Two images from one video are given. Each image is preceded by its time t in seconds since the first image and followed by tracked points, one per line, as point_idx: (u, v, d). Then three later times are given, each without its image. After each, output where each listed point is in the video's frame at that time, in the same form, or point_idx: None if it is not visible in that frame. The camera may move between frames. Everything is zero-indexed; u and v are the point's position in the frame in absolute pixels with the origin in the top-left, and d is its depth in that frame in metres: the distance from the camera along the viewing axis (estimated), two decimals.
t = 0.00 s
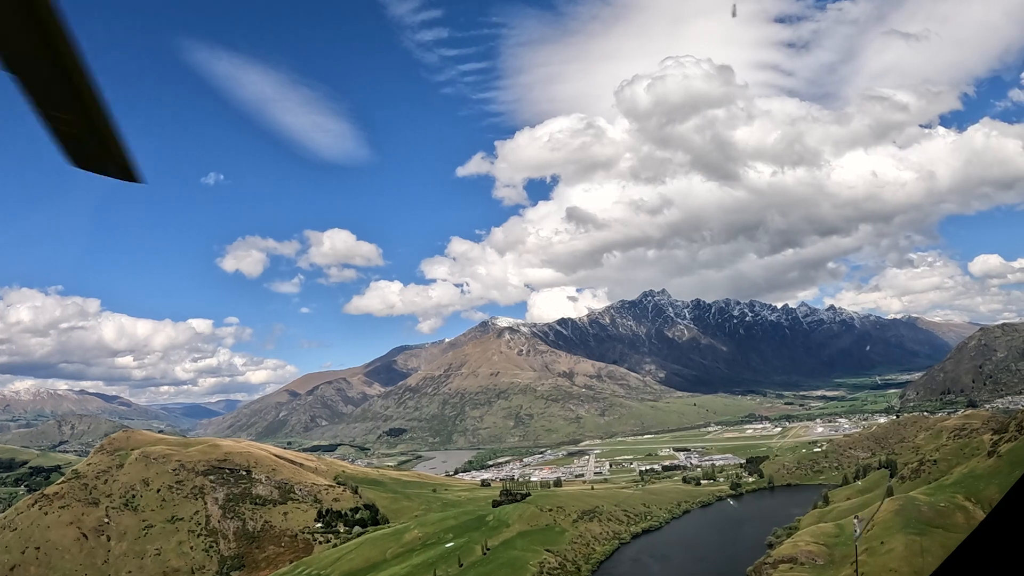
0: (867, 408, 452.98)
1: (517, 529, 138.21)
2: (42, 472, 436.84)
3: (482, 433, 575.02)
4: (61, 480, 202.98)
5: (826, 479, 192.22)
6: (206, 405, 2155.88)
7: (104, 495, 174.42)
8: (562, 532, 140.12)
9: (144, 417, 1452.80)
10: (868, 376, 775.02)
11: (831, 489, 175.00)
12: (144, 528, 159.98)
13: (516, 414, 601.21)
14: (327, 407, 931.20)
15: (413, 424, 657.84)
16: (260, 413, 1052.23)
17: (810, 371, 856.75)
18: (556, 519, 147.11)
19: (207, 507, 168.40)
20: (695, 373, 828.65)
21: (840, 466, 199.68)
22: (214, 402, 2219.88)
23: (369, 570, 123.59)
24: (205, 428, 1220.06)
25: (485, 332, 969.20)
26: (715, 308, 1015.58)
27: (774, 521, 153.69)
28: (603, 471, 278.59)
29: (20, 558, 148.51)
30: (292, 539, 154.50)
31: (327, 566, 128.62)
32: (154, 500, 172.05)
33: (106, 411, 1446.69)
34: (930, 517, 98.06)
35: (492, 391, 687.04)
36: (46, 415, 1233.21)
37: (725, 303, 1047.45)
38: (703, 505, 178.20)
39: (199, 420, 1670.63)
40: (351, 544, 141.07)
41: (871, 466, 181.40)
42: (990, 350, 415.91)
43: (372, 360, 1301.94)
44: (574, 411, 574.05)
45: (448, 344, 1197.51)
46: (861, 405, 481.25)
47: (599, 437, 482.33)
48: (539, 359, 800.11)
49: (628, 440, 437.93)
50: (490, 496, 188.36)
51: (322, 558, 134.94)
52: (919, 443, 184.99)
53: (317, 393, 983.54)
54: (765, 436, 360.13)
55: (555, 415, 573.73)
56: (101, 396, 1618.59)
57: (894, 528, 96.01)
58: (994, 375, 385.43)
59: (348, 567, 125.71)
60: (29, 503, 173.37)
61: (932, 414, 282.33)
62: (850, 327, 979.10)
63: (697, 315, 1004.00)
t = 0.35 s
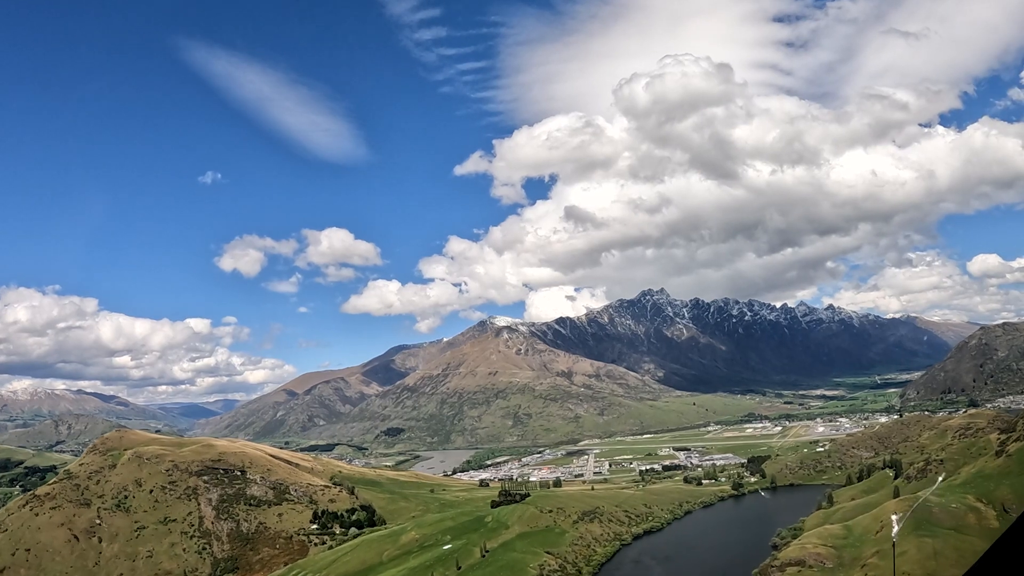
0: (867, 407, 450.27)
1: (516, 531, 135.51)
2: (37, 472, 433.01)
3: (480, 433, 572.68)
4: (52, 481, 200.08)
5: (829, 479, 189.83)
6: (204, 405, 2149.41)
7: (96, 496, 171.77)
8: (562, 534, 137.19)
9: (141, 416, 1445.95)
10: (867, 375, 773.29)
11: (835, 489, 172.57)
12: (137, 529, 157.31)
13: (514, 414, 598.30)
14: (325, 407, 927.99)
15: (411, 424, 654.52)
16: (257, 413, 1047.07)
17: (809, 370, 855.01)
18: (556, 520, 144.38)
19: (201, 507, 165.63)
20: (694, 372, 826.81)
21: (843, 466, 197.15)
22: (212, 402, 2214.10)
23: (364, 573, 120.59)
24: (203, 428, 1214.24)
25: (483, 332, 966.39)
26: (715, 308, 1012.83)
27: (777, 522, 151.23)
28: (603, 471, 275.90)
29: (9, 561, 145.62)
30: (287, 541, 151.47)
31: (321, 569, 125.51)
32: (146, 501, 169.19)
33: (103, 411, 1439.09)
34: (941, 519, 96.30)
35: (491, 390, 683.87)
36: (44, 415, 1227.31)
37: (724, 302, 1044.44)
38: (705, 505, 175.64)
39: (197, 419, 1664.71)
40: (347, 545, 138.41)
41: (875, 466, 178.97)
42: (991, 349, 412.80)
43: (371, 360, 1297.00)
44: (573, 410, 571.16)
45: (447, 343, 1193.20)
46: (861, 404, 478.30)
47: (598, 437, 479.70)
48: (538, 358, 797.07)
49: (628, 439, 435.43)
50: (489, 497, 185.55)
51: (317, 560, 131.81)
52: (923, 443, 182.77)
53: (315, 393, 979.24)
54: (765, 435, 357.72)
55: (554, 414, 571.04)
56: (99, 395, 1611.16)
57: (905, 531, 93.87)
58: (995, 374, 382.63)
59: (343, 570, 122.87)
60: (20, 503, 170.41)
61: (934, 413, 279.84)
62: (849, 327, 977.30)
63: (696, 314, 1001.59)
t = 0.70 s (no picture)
0: (868, 407, 447.77)
1: (515, 532, 132.85)
2: (33, 471, 429.60)
3: (479, 432, 569.77)
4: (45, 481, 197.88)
5: (832, 479, 187.38)
6: (203, 404, 2145.01)
7: (88, 496, 169.21)
8: (562, 535, 134.44)
9: (140, 416, 1440.71)
10: (866, 375, 771.26)
11: (839, 489, 170.04)
12: (129, 530, 154.80)
13: (513, 413, 595.79)
14: (323, 407, 923.87)
15: (410, 423, 651.87)
16: (256, 412, 1043.41)
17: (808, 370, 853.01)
18: (556, 521, 141.77)
19: (194, 508, 162.97)
20: (693, 371, 825.00)
21: (846, 466, 194.77)
22: (212, 402, 2209.93)
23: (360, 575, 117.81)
24: (202, 427, 1209.91)
25: (481, 331, 963.16)
26: (714, 307, 1010.49)
27: (781, 523, 148.92)
28: (603, 471, 273.36)
29: None
30: (282, 542, 148.57)
31: (317, 571, 122.82)
32: (139, 501, 166.57)
33: (102, 410, 1434.70)
34: (954, 522, 94.81)
35: (490, 390, 681.18)
36: (43, 414, 1222.74)
37: (723, 302, 1042.22)
38: (707, 506, 173.19)
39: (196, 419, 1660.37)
40: (343, 547, 135.65)
41: (880, 465, 176.52)
42: (992, 348, 410.05)
43: (369, 359, 1293.57)
44: (572, 410, 568.67)
45: (446, 342, 1189.83)
46: (861, 404, 475.80)
47: (597, 437, 477.35)
48: (537, 357, 794.43)
49: (627, 438, 433.04)
50: (488, 497, 182.73)
51: (312, 562, 129.10)
52: (927, 443, 180.17)
53: (313, 392, 975.70)
54: (765, 435, 355.26)
55: (553, 414, 568.66)
56: (98, 394, 1606.73)
57: (918, 533, 93.08)
58: (996, 374, 380.04)
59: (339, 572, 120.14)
60: (11, 503, 167.93)
61: (937, 413, 277.32)
62: (848, 326, 975.14)
63: (695, 314, 999.39)
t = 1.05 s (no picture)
0: (867, 406, 446.16)
1: (514, 534, 130.20)
2: (27, 471, 425.05)
3: (476, 432, 567.19)
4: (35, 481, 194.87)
5: (835, 480, 185.09)
6: (200, 404, 2136.94)
7: (78, 496, 166.13)
8: (561, 537, 131.69)
9: (136, 416, 1433.74)
10: (865, 375, 769.53)
11: (843, 489, 167.70)
12: (119, 531, 151.81)
13: (511, 412, 593.20)
14: (320, 406, 919.80)
15: (407, 423, 648.68)
16: (253, 412, 1038.66)
17: (806, 370, 851.79)
18: (556, 523, 138.96)
19: (186, 510, 160.01)
20: (692, 371, 823.26)
21: (849, 467, 192.43)
22: (209, 401, 2200.91)
23: None
24: (198, 426, 1203.84)
25: (479, 331, 960.39)
26: (712, 307, 1008.85)
27: (784, 526, 146.22)
28: (601, 471, 271.18)
29: None
30: (275, 544, 145.52)
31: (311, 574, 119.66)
32: (130, 502, 163.70)
33: (98, 410, 1427.50)
34: (966, 524, 92.55)
35: (488, 389, 678.29)
36: (39, 413, 1215.67)
37: (721, 302, 1040.60)
38: (708, 506, 170.74)
39: (193, 419, 1652.51)
40: (338, 549, 132.94)
41: (884, 466, 174.08)
42: (992, 348, 407.75)
43: (367, 359, 1289.26)
44: (570, 409, 566.14)
45: (443, 342, 1186.26)
46: (861, 404, 474.07)
47: (595, 437, 474.83)
48: (535, 357, 791.40)
49: (626, 438, 430.76)
50: (486, 498, 179.93)
51: (306, 565, 126.36)
52: (931, 443, 177.82)
53: (311, 392, 971.18)
54: (765, 435, 353.29)
55: (551, 413, 566.02)
56: (94, 394, 1599.04)
57: (930, 536, 90.88)
58: (997, 374, 377.75)
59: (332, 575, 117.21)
60: None
61: (938, 412, 275.25)
62: (846, 326, 973.77)
63: (693, 313, 997.71)
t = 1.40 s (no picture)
0: (869, 407, 443.49)
1: (514, 536, 127.44)
2: (23, 472, 420.94)
3: (476, 432, 564.42)
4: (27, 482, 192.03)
5: (840, 481, 182.36)
6: (198, 404, 2130.15)
7: (70, 497, 163.39)
8: (563, 540, 129.01)
9: (134, 416, 1426.93)
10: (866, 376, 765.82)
11: (848, 490, 165.10)
12: (112, 533, 149.19)
13: (511, 413, 590.20)
14: (319, 406, 916.53)
15: (406, 423, 645.29)
16: (251, 412, 1035.23)
17: (806, 370, 848.73)
18: (556, 524, 136.23)
19: (179, 511, 157.27)
20: (692, 371, 820.30)
21: (854, 467, 189.60)
22: (207, 401, 2192.16)
23: None
24: (197, 426, 1199.28)
25: (478, 331, 956.45)
26: (712, 307, 1005.56)
27: (790, 528, 143.45)
28: (602, 471, 268.49)
29: None
30: (270, 546, 142.71)
31: None
32: (123, 503, 160.97)
33: (97, 410, 1420.79)
34: (980, 525, 89.89)
35: (487, 389, 675.12)
36: (38, 413, 1210.87)
37: (721, 302, 1037.21)
38: (711, 508, 168.03)
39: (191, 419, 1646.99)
40: (334, 551, 130.23)
41: (889, 466, 171.50)
42: (994, 347, 404.41)
43: (367, 359, 1285.11)
44: (570, 409, 563.20)
45: (443, 342, 1182.68)
46: (862, 404, 471.39)
47: (595, 437, 472.01)
48: (534, 357, 788.52)
49: (626, 439, 427.71)
50: (485, 499, 177.00)
51: (301, 568, 123.43)
52: (937, 443, 174.89)
53: (310, 392, 967.38)
54: (767, 435, 350.26)
55: (551, 414, 562.87)
56: (93, 394, 1592.63)
57: (943, 539, 88.26)
58: (1000, 374, 374.67)
59: None
60: None
61: (942, 413, 272.23)
62: (847, 326, 970.88)
63: (693, 314, 994.33)
